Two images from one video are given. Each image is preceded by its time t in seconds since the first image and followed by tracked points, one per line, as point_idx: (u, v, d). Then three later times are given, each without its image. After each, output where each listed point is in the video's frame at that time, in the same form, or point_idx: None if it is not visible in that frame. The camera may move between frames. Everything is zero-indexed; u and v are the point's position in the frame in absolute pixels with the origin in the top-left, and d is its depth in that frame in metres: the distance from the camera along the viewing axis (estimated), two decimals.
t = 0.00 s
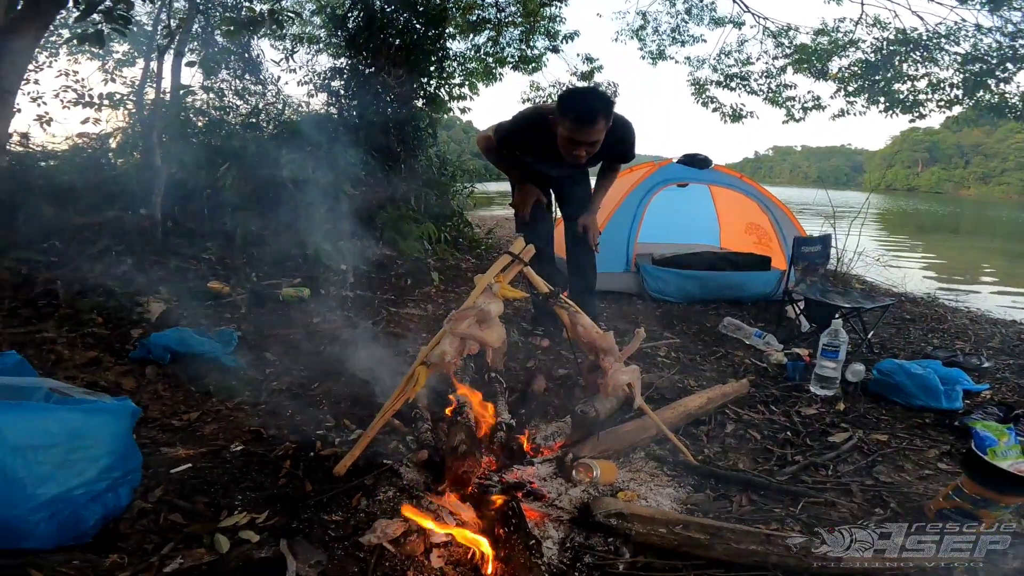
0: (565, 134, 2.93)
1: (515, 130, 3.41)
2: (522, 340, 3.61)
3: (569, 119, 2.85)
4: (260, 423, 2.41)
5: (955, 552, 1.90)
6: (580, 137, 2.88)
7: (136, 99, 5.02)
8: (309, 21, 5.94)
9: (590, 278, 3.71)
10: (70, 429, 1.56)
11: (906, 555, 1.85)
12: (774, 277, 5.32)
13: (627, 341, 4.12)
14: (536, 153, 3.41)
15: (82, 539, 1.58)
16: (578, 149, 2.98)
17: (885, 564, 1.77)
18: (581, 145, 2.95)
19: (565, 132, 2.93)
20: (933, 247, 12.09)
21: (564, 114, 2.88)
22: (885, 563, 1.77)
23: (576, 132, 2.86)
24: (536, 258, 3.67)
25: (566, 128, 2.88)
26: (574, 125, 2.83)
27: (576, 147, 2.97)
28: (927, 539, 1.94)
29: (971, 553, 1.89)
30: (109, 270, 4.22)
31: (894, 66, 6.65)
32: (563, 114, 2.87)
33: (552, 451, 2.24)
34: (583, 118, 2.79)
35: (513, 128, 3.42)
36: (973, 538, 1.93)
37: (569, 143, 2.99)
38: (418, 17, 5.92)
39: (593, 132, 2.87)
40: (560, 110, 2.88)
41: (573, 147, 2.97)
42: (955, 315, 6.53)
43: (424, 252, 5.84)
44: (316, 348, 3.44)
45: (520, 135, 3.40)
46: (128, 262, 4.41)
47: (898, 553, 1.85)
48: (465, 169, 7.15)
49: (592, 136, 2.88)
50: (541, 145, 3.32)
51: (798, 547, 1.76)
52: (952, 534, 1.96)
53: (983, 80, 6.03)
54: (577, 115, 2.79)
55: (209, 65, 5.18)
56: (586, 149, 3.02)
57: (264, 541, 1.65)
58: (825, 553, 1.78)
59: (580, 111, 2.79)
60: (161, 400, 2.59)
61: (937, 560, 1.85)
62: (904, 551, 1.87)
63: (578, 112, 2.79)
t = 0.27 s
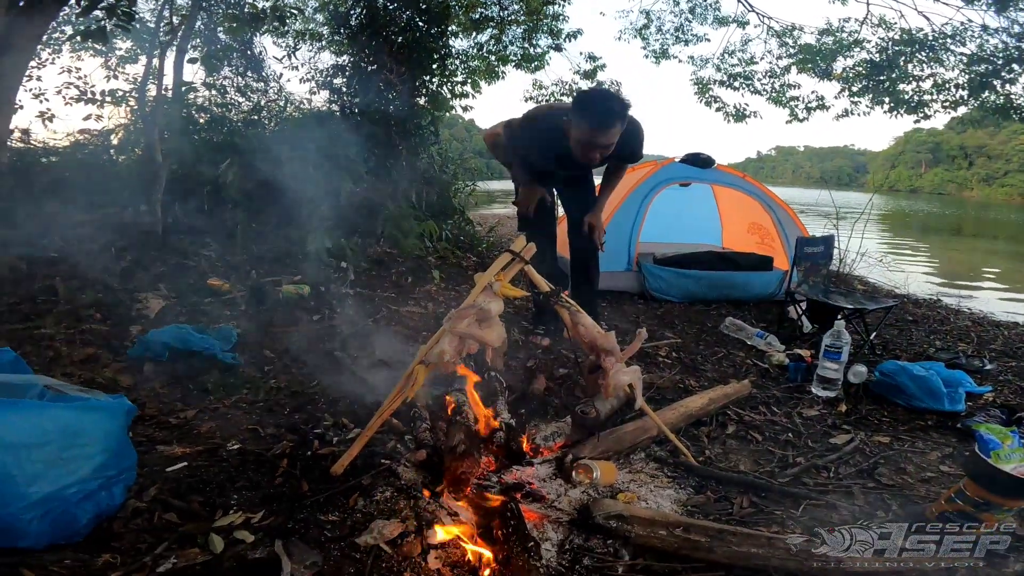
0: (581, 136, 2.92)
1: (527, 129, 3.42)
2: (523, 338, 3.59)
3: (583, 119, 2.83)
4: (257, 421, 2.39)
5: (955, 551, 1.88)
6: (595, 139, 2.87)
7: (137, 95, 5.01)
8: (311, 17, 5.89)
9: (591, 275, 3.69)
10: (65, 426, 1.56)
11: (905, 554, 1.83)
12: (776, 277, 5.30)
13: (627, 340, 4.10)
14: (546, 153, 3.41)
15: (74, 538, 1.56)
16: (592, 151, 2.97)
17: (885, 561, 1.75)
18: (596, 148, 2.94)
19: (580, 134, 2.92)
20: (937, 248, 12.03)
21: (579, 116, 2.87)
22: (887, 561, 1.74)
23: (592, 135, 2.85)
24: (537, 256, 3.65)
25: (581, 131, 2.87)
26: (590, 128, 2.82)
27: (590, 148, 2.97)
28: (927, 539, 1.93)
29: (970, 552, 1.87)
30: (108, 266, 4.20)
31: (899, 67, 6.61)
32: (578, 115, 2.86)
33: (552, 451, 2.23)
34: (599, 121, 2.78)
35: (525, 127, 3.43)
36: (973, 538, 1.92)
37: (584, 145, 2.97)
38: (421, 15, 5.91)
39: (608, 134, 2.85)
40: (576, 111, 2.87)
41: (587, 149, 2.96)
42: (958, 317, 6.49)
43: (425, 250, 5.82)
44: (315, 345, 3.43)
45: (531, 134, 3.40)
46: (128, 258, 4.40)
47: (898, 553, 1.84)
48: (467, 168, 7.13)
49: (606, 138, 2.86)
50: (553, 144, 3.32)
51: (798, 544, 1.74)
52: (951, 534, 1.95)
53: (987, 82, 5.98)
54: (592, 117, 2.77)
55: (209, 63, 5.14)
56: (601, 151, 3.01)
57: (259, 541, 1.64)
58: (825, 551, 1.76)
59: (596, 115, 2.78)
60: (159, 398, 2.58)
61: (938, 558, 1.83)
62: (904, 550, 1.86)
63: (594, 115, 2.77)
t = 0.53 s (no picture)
0: (605, 133, 2.86)
1: (542, 124, 3.36)
2: (525, 338, 3.55)
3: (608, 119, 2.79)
4: (254, 421, 2.35)
5: (956, 552, 1.84)
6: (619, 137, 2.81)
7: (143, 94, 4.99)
8: (315, 17, 5.94)
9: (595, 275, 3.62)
10: (53, 427, 1.53)
11: (905, 554, 1.82)
12: (782, 277, 5.23)
13: (631, 341, 4.05)
14: (560, 151, 3.36)
15: (63, 540, 1.53)
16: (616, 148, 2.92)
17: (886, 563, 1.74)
18: (619, 146, 2.89)
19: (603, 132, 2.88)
20: (943, 249, 11.93)
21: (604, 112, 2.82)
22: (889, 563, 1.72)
23: (617, 132, 2.80)
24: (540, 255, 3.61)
25: (605, 128, 2.82)
26: (615, 125, 2.77)
27: (613, 146, 2.91)
28: (927, 539, 1.90)
29: (970, 553, 1.84)
30: (108, 263, 4.18)
31: (906, 66, 6.54)
32: (603, 113, 2.81)
33: (555, 453, 2.18)
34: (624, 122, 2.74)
35: (541, 122, 3.37)
36: (974, 536, 1.87)
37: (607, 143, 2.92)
38: (424, 13, 5.88)
39: (632, 135, 2.81)
40: (601, 108, 2.82)
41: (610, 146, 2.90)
42: (966, 318, 6.41)
43: (427, 249, 5.78)
44: (315, 345, 3.39)
45: (547, 130, 3.35)
46: (128, 256, 4.37)
47: (898, 554, 1.82)
48: (470, 167, 7.09)
49: (629, 139, 2.83)
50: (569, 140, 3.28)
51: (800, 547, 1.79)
52: (952, 534, 1.92)
53: (995, 81, 5.89)
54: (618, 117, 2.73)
55: (212, 61, 5.19)
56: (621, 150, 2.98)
57: (251, 545, 1.60)
58: (825, 552, 1.78)
59: (623, 112, 2.73)
60: (155, 397, 2.55)
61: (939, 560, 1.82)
62: (904, 550, 1.84)
63: (621, 112, 2.72)
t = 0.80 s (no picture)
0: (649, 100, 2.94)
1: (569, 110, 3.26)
2: (523, 338, 3.51)
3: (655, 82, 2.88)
4: (246, 422, 2.32)
5: (955, 552, 1.82)
6: (663, 103, 2.92)
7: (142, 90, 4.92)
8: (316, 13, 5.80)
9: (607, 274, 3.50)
10: (36, 428, 1.50)
11: (905, 555, 1.83)
12: (783, 278, 5.20)
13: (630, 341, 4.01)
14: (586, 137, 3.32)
15: (46, 543, 1.50)
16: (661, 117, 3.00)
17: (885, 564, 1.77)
18: (665, 113, 2.97)
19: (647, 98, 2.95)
20: (945, 251, 11.88)
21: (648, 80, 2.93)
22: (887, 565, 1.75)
23: (664, 98, 2.90)
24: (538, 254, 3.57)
25: (653, 92, 2.90)
26: (663, 89, 2.88)
27: (657, 113, 2.99)
28: (927, 539, 1.89)
29: (970, 553, 1.81)
30: (103, 260, 4.14)
31: (909, 66, 6.49)
32: (649, 79, 2.91)
33: (550, 457, 2.15)
34: (672, 85, 2.85)
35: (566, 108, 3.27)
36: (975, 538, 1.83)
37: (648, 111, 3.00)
38: (425, 11, 5.83)
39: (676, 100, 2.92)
40: (646, 76, 2.91)
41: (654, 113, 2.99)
42: (967, 320, 6.37)
43: (426, 247, 5.75)
44: (310, 344, 3.35)
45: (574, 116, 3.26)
46: (123, 252, 4.33)
47: (897, 554, 1.83)
48: (470, 165, 7.04)
49: (674, 104, 2.93)
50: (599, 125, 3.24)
51: (800, 548, 1.81)
52: (952, 533, 1.90)
53: (999, 82, 5.85)
54: (668, 79, 2.84)
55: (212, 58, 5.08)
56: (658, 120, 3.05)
57: (237, 549, 1.56)
58: (825, 553, 1.79)
59: (670, 77, 2.84)
60: (147, 396, 2.51)
61: (938, 560, 1.81)
62: (903, 550, 1.85)
63: (669, 76, 2.83)
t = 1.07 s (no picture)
0: (671, 64, 2.74)
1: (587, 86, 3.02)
2: (520, 332, 3.49)
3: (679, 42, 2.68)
4: (239, 417, 2.30)
5: (955, 552, 1.80)
6: (688, 66, 2.72)
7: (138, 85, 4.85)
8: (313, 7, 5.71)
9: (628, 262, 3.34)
10: (23, 424, 1.48)
11: (905, 555, 1.79)
12: (782, 273, 5.17)
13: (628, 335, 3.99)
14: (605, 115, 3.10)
15: (34, 539, 1.48)
16: (685, 81, 2.80)
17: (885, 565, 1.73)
18: (690, 76, 2.77)
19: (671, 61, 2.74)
20: (944, 245, 11.87)
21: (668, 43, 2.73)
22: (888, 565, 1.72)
23: (688, 60, 2.70)
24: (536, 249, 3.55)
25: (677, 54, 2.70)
26: (686, 51, 2.68)
27: (681, 78, 2.79)
28: (928, 539, 1.86)
29: (970, 553, 1.79)
30: (98, 255, 4.11)
31: (910, 61, 6.45)
32: (671, 42, 2.70)
33: (545, 452, 2.13)
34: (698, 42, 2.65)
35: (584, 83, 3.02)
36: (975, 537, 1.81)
37: (671, 75, 2.78)
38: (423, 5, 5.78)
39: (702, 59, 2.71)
40: (667, 38, 2.70)
41: (677, 78, 2.78)
42: (966, 315, 6.36)
43: (423, 241, 5.72)
44: (306, 338, 3.33)
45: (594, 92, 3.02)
46: (119, 247, 4.30)
47: (897, 554, 1.79)
48: (468, 159, 7.01)
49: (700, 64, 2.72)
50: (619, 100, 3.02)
51: (799, 548, 1.77)
52: (952, 533, 1.87)
53: (1000, 77, 5.81)
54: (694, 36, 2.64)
55: (208, 54, 4.97)
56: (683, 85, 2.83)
57: (226, 545, 1.55)
58: (824, 554, 1.75)
59: (693, 36, 2.63)
60: (140, 391, 2.49)
61: (938, 560, 1.78)
62: (904, 551, 1.81)
63: (693, 36, 2.63)
